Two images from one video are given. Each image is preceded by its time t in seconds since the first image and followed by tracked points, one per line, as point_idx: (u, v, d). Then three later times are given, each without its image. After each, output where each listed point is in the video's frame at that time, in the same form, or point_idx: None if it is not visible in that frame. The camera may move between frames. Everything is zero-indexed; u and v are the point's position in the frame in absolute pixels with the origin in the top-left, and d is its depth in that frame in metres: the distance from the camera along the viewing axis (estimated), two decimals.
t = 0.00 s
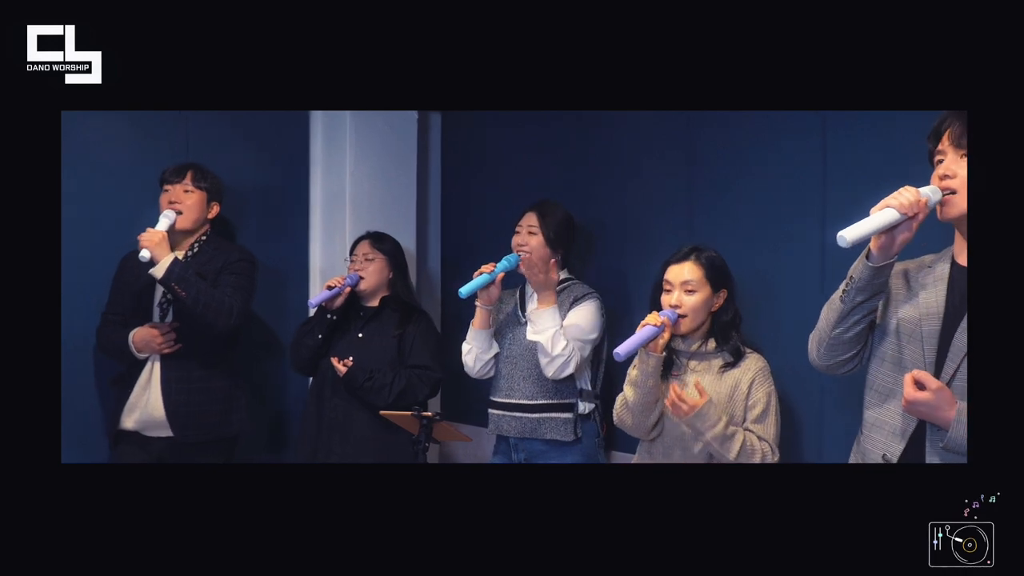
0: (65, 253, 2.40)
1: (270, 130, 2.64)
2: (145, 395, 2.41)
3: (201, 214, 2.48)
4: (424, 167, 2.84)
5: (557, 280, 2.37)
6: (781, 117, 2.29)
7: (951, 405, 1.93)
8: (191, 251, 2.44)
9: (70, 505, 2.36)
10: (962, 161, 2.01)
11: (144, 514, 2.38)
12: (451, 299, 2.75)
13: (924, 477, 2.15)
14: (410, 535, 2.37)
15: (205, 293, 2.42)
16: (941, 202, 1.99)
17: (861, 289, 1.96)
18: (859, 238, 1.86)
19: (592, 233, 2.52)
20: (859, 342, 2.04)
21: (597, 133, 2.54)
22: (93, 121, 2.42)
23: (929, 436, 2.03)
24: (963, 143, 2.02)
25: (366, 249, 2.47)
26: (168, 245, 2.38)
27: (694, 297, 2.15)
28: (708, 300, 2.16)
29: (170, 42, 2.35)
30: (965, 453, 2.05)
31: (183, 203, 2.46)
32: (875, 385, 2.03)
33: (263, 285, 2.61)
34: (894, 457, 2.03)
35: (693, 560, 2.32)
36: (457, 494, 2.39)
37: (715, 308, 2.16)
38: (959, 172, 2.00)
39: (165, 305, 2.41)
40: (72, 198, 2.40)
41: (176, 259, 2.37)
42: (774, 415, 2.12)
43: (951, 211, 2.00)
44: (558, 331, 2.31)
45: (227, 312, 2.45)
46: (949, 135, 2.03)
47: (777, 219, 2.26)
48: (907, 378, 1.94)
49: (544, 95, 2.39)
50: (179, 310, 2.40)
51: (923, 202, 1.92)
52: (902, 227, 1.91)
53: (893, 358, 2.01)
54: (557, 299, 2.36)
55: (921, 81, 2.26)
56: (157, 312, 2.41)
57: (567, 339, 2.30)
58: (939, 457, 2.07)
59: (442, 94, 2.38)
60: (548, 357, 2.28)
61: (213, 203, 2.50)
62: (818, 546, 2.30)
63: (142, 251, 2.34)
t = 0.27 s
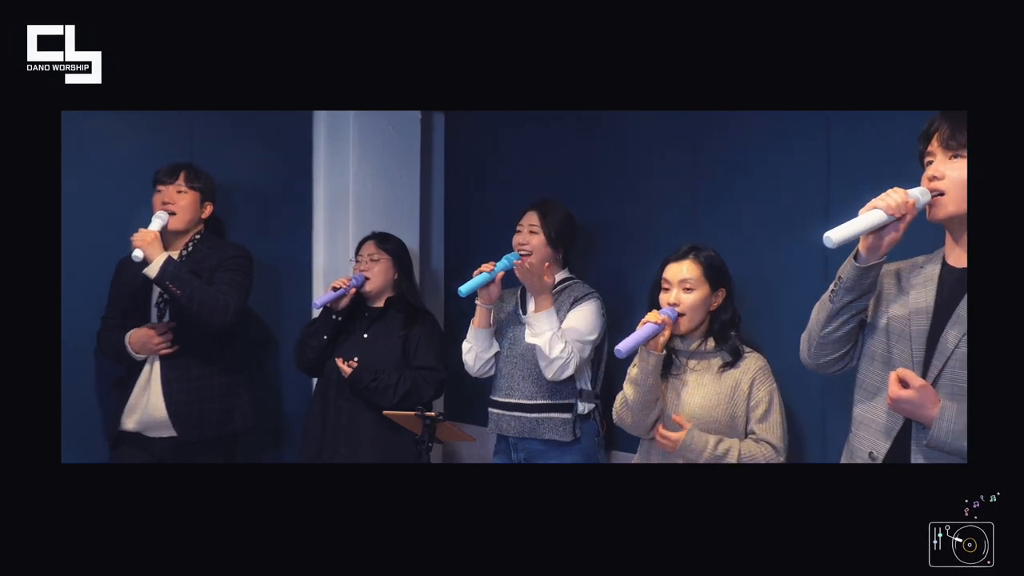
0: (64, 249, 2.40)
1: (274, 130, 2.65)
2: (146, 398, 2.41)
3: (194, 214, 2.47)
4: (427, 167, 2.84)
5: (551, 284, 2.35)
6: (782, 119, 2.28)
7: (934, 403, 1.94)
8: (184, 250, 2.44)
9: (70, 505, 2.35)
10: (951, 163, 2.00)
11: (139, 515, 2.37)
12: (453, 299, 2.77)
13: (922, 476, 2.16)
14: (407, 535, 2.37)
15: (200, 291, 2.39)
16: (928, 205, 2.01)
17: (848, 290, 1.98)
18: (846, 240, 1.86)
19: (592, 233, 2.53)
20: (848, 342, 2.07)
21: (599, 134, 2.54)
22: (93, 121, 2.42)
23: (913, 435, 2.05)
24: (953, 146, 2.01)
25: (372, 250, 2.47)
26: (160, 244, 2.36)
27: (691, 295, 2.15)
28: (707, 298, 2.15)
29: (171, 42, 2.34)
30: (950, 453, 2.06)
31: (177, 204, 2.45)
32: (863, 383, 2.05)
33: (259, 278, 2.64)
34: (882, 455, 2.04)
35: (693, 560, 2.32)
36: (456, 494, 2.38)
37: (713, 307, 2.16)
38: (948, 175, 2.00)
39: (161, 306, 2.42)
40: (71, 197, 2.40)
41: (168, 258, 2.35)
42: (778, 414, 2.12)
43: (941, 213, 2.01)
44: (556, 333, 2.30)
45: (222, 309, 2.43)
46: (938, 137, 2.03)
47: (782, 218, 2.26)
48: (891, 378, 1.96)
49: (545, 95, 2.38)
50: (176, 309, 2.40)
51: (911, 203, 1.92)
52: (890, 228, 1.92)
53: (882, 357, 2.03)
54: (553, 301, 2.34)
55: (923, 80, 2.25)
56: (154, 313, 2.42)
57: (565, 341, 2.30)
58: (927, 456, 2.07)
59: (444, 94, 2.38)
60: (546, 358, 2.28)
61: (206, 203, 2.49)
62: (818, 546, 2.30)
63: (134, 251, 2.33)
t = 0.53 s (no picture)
0: (64, 249, 2.41)
1: (269, 128, 2.62)
2: (147, 398, 2.41)
3: (193, 214, 2.46)
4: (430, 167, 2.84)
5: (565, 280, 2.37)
6: (783, 118, 2.29)
7: (925, 402, 1.98)
8: (184, 250, 2.44)
9: (72, 505, 2.36)
10: (944, 165, 2.01)
11: (141, 514, 2.38)
12: (457, 297, 2.79)
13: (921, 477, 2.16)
14: (408, 535, 2.37)
15: (200, 290, 2.39)
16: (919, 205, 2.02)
17: (839, 291, 2.01)
18: (836, 240, 1.91)
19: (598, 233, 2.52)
20: (840, 343, 2.09)
21: (602, 134, 2.54)
22: (93, 121, 2.42)
23: (905, 435, 2.06)
24: (946, 147, 2.02)
25: (377, 250, 2.47)
26: (161, 244, 2.36)
27: (702, 290, 2.15)
28: (716, 295, 2.16)
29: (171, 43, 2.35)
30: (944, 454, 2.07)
31: (177, 204, 2.44)
32: (857, 383, 2.07)
33: (260, 277, 2.63)
34: (875, 454, 2.07)
35: (693, 560, 2.32)
36: (457, 494, 2.39)
37: (723, 304, 2.16)
38: (941, 176, 2.01)
39: (160, 306, 2.41)
40: (70, 197, 2.40)
41: (169, 257, 2.35)
42: (779, 407, 2.10)
43: (934, 213, 2.02)
44: (566, 332, 2.30)
45: (222, 309, 2.42)
46: (930, 139, 2.04)
47: (785, 218, 2.26)
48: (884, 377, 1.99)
49: (544, 95, 2.39)
50: (172, 308, 2.40)
51: (903, 203, 1.97)
52: (881, 228, 1.97)
53: (876, 356, 2.05)
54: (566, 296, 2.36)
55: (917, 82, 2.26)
56: (154, 312, 2.42)
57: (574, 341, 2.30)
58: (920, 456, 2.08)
59: (444, 95, 2.39)
60: (555, 358, 2.28)
61: (205, 203, 2.49)
62: (818, 546, 2.30)
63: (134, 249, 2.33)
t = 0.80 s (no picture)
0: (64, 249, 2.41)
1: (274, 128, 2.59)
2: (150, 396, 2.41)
3: (197, 215, 2.47)
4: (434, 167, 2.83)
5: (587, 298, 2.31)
6: (789, 118, 2.30)
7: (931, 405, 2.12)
8: (188, 251, 2.45)
9: (74, 504, 2.37)
10: (945, 171, 2.12)
11: (143, 514, 2.39)
12: (461, 306, 2.76)
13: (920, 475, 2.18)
14: (399, 535, 2.38)
15: (205, 293, 2.42)
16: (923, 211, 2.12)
17: (840, 298, 2.14)
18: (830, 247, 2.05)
19: (607, 233, 2.48)
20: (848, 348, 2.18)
21: (608, 134, 2.54)
22: (93, 122, 2.43)
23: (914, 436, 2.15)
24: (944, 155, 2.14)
25: (379, 250, 2.46)
26: (167, 246, 2.38)
27: (718, 291, 2.19)
28: (731, 296, 2.20)
29: (171, 43, 2.37)
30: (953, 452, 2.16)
31: (180, 204, 2.45)
32: (865, 387, 2.17)
33: (263, 279, 2.57)
34: (884, 457, 2.18)
35: (694, 560, 2.33)
36: (459, 494, 2.39)
37: (737, 305, 2.20)
38: (942, 183, 2.12)
39: (162, 306, 2.41)
40: (71, 197, 2.41)
41: (177, 260, 2.38)
42: (793, 416, 2.15)
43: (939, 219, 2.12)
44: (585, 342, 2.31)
45: (227, 311, 2.45)
46: (928, 145, 2.15)
47: (790, 219, 2.26)
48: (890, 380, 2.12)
49: (543, 95, 2.40)
50: (178, 315, 2.40)
51: (895, 206, 2.09)
52: (874, 232, 2.10)
53: (882, 359, 2.15)
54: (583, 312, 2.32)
55: (915, 82, 2.27)
56: (157, 312, 2.41)
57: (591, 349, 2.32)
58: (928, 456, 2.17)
59: (445, 94, 2.39)
60: (573, 368, 2.29)
61: (209, 203, 2.49)
62: (819, 545, 2.30)
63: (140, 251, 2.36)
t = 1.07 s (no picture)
0: (65, 248, 2.40)
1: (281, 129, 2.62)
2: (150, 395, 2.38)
3: (210, 215, 2.45)
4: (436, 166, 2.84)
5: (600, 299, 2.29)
6: (789, 118, 2.29)
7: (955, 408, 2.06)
8: (201, 251, 2.43)
9: (74, 504, 2.37)
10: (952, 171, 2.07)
11: (143, 513, 2.39)
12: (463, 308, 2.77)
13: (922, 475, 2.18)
14: (399, 536, 2.38)
15: (222, 296, 2.38)
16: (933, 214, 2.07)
17: (863, 313, 2.07)
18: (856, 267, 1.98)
19: (607, 234, 2.52)
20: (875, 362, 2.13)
21: (609, 134, 2.53)
22: (94, 121, 2.42)
23: (938, 442, 2.11)
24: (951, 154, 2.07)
25: (379, 254, 2.44)
26: (184, 249, 2.36)
27: (725, 289, 2.18)
28: (740, 295, 2.18)
29: (172, 43, 2.36)
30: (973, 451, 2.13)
31: (194, 205, 2.43)
32: (890, 398, 2.11)
33: (273, 281, 2.62)
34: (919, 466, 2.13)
35: (694, 560, 2.33)
36: (460, 494, 2.40)
37: (746, 306, 2.19)
38: (950, 184, 2.06)
39: (174, 307, 2.38)
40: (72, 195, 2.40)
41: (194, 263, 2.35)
42: (808, 422, 2.16)
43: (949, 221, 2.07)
44: (598, 338, 2.28)
45: (244, 315, 2.41)
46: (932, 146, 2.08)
47: (790, 221, 2.27)
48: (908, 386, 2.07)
49: (538, 96, 2.39)
50: (191, 315, 2.38)
51: (911, 217, 2.02)
52: (892, 245, 2.02)
53: (904, 367, 2.09)
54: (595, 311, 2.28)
55: (917, 82, 2.26)
56: (167, 311, 2.39)
57: (604, 345, 2.29)
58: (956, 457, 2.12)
59: (446, 95, 2.39)
60: (587, 365, 2.26)
61: (223, 204, 2.47)
62: (808, 546, 2.31)
63: (158, 253, 2.33)
